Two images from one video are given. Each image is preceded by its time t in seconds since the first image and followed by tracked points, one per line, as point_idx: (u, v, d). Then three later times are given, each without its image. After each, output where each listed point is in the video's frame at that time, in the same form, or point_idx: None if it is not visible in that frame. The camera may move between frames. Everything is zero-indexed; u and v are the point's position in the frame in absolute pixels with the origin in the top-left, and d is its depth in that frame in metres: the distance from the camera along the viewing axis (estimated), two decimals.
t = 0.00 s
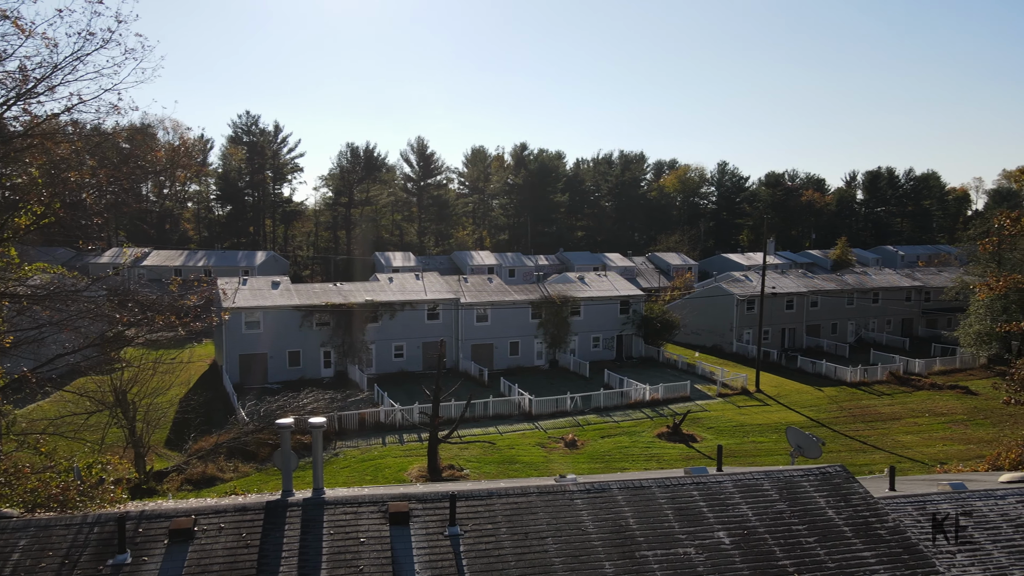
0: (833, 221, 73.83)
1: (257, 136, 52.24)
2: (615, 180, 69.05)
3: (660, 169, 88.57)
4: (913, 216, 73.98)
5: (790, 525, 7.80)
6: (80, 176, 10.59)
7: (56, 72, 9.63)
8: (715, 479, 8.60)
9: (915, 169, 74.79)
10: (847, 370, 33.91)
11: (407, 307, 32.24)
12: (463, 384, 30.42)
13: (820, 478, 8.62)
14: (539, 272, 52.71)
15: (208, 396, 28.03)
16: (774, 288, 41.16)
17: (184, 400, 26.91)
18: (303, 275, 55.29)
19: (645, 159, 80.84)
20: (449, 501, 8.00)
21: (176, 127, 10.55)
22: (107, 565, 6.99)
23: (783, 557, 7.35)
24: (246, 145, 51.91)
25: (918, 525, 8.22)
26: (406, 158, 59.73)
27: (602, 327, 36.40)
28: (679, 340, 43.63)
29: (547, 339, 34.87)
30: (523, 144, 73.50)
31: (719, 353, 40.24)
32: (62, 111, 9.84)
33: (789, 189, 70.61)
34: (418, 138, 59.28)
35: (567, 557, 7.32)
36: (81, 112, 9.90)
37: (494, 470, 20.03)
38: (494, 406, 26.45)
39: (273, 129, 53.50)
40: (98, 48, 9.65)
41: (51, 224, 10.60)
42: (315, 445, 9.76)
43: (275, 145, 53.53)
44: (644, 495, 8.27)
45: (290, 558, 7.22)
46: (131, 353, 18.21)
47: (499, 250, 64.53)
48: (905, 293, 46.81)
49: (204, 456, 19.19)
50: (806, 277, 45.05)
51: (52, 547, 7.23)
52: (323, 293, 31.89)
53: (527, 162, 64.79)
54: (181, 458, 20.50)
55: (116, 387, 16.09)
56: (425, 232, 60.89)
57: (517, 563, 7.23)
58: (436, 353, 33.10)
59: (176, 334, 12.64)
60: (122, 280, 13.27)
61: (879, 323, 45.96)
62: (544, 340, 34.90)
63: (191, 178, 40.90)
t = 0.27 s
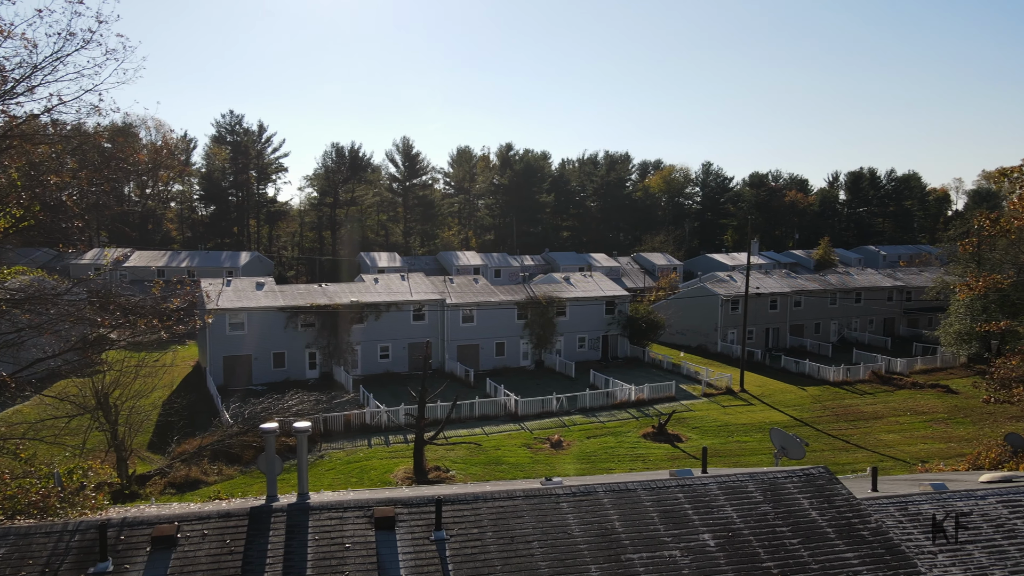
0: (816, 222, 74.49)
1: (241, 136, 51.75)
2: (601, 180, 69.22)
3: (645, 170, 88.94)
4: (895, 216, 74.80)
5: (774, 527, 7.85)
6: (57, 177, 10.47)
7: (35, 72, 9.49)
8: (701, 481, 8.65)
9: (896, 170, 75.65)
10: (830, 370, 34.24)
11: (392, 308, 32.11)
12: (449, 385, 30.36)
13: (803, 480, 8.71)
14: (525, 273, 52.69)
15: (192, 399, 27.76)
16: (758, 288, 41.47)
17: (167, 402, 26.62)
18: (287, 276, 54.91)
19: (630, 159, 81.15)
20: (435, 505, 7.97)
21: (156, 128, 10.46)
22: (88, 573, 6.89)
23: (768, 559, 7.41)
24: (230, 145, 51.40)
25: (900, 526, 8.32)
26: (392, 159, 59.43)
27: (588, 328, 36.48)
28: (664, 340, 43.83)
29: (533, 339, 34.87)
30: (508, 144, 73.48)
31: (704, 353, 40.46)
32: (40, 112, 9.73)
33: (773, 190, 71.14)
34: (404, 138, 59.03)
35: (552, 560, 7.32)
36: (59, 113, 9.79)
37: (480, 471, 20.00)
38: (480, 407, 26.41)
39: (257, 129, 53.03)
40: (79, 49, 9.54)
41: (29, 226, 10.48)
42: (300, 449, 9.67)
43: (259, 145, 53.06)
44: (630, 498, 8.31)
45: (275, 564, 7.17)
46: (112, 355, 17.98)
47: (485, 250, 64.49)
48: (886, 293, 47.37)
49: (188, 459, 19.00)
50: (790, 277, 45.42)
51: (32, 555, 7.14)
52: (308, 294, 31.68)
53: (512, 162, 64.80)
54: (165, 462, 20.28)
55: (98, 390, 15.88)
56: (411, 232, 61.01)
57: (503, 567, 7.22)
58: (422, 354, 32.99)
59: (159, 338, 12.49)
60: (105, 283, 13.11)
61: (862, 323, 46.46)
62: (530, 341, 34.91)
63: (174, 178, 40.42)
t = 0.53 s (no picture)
0: (800, 222, 75.12)
1: (225, 135, 51.30)
2: (586, 181, 69.36)
3: (631, 170, 89.27)
4: (878, 216, 75.62)
5: (758, 528, 7.91)
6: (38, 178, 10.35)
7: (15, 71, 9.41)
8: (686, 483, 8.69)
9: (879, 170, 76.49)
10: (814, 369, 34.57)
11: (378, 309, 31.98)
12: (435, 386, 30.29)
13: (788, 481, 8.77)
14: (511, 273, 52.66)
15: (175, 401, 27.48)
16: (743, 288, 41.77)
17: (150, 405, 26.33)
18: (272, 277, 54.54)
19: (616, 159, 81.44)
20: (421, 509, 7.95)
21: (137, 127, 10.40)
22: None
23: (752, 560, 7.46)
24: (214, 144, 50.94)
25: (882, 526, 8.41)
26: (378, 159, 59.13)
27: (574, 328, 36.53)
28: (650, 340, 44.02)
29: (519, 340, 34.87)
30: (494, 144, 73.43)
31: (689, 353, 40.70)
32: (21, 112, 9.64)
33: (756, 191, 71.18)
34: (390, 138, 58.76)
35: (539, 563, 7.33)
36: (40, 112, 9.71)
37: (467, 472, 19.96)
38: (466, 408, 26.36)
39: (241, 128, 52.60)
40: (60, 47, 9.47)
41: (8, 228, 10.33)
42: (285, 453, 9.61)
43: (243, 144, 52.62)
44: (616, 500, 8.33)
45: (259, 569, 7.11)
46: (93, 358, 17.75)
47: (471, 250, 64.44)
48: (869, 292, 47.90)
49: (172, 462, 18.80)
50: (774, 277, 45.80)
51: (12, 563, 7.03)
52: (293, 296, 31.47)
53: (498, 162, 64.80)
54: (148, 464, 20.07)
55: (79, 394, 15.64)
56: (397, 232, 60.30)
57: (489, 570, 7.22)
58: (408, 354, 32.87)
59: (141, 340, 12.36)
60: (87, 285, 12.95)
61: (845, 322, 46.95)
62: (516, 341, 34.92)
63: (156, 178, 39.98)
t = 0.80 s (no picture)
0: (784, 222, 75.70)
1: (209, 135, 50.85)
2: (573, 181, 69.47)
3: (617, 170, 89.54)
4: (861, 216, 76.37)
5: (744, 529, 7.96)
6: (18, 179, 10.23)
7: None
8: (672, 485, 8.73)
9: (862, 171, 77.28)
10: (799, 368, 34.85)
11: (365, 310, 31.83)
12: (422, 387, 30.19)
13: (773, 482, 8.83)
14: (498, 273, 52.60)
15: (159, 403, 27.19)
16: (728, 288, 42.02)
17: (134, 407, 26.03)
18: (258, 278, 54.14)
19: (602, 159, 81.68)
20: (408, 512, 7.92)
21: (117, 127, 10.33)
22: None
23: (738, 561, 7.51)
24: (198, 144, 50.42)
25: (866, 526, 8.48)
26: (364, 159, 58.80)
27: (561, 328, 36.56)
28: (636, 340, 44.18)
29: (506, 340, 34.86)
30: (481, 144, 73.35)
31: (676, 353, 40.89)
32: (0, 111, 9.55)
33: (741, 191, 71.96)
34: (376, 138, 58.50)
35: (526, 566, 7.33)
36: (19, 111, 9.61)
37: (454, 473, 19.91)
38: (453, 409, 26.31)
39: (226, 128, 52.16)
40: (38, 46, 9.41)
41: None
42: (270, 456, 9.53)
43: (228, 144, 52.12)
44: (602, 502, 8.35)
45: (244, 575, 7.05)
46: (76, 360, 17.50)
47: (457, 251, 64.33)
48: (853, 292, 48.38)
49: (156, 465, 18.59)
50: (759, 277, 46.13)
51: None
52: (279, 296, 31.23)
53: (485, 162, 64.76)
54: (132, 467, 19.84)
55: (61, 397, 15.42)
56: (383, 232, 59.70)
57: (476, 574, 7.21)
58: (394, 355, 32.75)
59: (125, 342, 12.24)
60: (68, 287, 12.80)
61: (829, 322, 47.39)
62: (503, 342, 34.89)
63: (139, 177, 39.54)
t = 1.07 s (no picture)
0: (769, 222, 76.29)
1: (194, 134, 50.38)
2: (559, 181, 69.58)
3: (603, 170, 89.82)
4: (844, 217, 77.14)
5: (729, 530, 8.01)
6: None
7: None
8: (658, 486, 8.77)
9: (845, 172, 78.04)
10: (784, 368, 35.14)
11: (351, 310, 31.68)
12: (408, 387, 30.10)
13: (758, 482, 8.89)
14: (484, 274, 52.58)
15: (143, 406, 26.91)
16: (714, 288, 42.28)
17: (117, 409, 25.74)
18: (243, 278, 53.75)
19: (588, 160, 81.92)
20: (394, 516, 7.89)
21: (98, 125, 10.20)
22: None
23: (724, 562, 7.56)
24: (182, 143, 49.94)
25: (850, 526, 8.56)
26: (350, 159, 58.42)
27: (547, 329, 36.60)
28: (622, 340, 44.33)
29: (492, 340, 34.85)
30: (467, 144, 73.30)
31: (662, 353, 41.08)
32: None
33: (726, 191, 73.40)
34: (362, 138, 58.24)
35: (512, 569, 7.33)
36: None
37: (441, 474, 19.87)
38: (440, 410, 26.27)
39: (210, 127, 51.71)
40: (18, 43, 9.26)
41: None
42: (255, 459, 9.46)
43: (212, 143, 51.65)
44: (589, 504, 8.37)
45: None
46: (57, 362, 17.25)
47: (444, 251, 64.22)
48: (836, 292, 48.86)
49: (139, 468, 18.39)
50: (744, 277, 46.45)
51: None
52: (264, 297, 31.01)
53: (471, 162, 64.71)
54: (115, 470, 19.63)
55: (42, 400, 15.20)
56: (369, 233, 59.40)
57: None
58: (381, 356, 32.63)
59: (107, 344, 12.11)
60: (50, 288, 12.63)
61: (813, 321, 47.83)
62: (490, 342, 34.88)
63: (122, 177, 39.09)
